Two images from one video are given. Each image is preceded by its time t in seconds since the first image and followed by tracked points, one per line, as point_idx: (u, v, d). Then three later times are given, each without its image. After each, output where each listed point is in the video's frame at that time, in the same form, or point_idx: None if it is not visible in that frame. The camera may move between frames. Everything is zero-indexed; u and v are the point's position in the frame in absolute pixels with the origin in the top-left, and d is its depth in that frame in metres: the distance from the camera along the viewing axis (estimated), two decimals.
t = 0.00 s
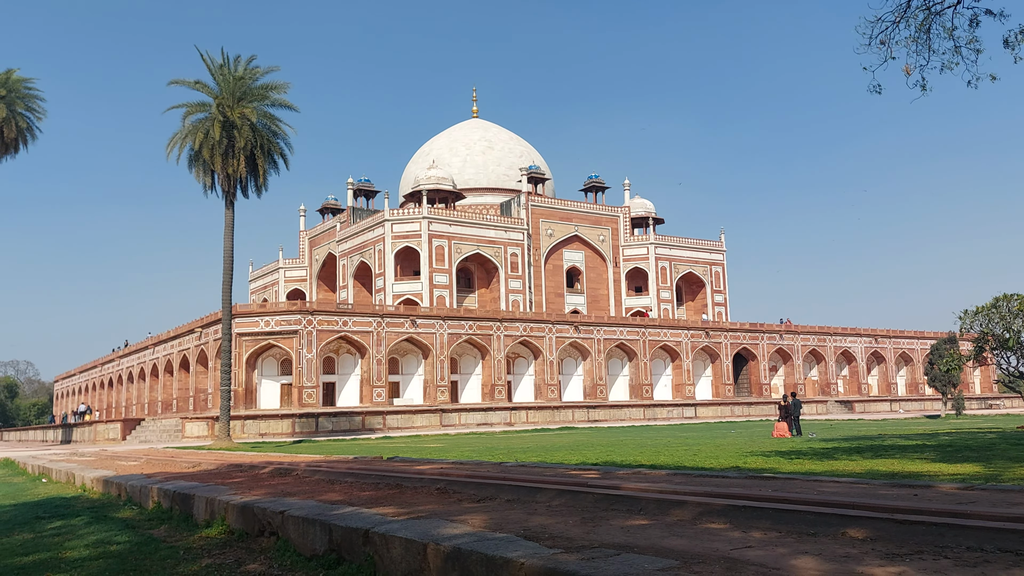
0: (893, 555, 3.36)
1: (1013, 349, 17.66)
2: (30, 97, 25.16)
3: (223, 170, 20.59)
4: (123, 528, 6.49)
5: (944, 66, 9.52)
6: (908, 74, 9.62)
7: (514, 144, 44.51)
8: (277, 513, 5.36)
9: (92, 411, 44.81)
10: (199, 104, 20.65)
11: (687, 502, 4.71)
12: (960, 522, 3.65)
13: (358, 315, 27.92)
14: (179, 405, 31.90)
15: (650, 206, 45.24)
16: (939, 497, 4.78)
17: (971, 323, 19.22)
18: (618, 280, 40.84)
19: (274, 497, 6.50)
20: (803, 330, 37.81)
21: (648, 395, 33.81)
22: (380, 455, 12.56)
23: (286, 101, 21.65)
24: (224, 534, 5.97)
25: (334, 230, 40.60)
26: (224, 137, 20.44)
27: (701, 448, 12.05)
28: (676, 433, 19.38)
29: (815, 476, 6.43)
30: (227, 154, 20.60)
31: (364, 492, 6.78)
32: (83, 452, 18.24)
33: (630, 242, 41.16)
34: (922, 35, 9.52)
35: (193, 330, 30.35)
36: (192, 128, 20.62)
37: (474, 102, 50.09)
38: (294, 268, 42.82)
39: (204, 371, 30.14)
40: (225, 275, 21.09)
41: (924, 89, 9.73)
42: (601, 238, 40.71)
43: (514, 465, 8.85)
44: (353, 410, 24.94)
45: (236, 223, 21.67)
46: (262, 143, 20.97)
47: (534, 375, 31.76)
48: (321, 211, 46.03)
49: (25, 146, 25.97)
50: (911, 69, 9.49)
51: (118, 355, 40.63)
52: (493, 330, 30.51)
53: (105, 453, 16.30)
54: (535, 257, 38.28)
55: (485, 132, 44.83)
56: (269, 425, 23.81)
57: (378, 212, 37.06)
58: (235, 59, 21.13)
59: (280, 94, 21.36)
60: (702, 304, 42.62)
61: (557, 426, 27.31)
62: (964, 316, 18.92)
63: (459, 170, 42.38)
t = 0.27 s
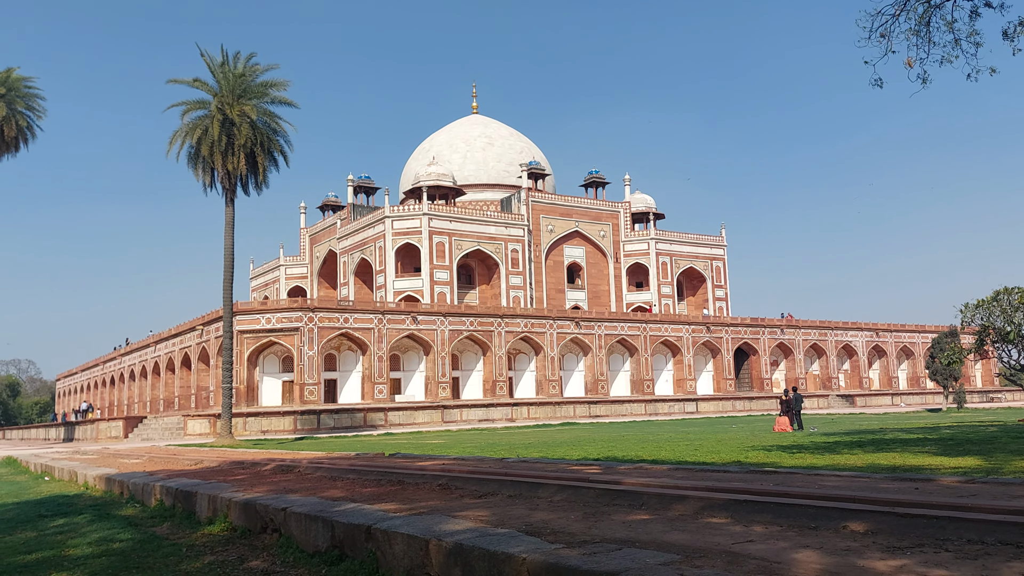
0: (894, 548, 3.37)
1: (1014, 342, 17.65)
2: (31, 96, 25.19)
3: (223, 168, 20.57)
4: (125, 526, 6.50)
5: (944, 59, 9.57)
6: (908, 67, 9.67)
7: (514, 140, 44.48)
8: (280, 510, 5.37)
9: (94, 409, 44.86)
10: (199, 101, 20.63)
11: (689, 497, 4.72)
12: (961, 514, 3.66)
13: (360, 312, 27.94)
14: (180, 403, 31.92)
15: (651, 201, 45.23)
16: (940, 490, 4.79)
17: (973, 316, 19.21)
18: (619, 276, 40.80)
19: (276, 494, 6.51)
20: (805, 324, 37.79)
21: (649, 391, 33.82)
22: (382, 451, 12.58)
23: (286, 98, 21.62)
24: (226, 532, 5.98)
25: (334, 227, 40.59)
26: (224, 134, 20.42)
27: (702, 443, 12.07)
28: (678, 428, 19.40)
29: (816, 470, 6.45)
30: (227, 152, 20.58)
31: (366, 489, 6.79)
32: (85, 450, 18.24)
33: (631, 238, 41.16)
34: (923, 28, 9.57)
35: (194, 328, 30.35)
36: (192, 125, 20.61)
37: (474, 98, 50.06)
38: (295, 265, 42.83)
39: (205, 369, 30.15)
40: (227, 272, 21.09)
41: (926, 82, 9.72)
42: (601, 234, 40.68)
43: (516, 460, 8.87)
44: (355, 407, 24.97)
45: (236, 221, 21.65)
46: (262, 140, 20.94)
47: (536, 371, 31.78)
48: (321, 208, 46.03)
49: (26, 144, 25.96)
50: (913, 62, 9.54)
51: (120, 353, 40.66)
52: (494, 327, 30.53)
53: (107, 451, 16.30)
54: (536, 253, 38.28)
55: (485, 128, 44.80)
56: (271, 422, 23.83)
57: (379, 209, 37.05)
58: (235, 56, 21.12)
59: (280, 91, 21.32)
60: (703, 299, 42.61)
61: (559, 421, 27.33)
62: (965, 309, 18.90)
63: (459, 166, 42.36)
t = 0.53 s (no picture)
0: (895, 547, 3.37)
1: (1016, 340, 17.65)
2: (33, 97, 25.21)
3: (223, 168, 20.58)
4: (129, 527, 6.52)
5: (945, 56, 9.37)
6: (909, 64, 9.51)
7: (515, 139, 44.47)
8: (282, 511, 5.38)
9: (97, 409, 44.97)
10: (200, 102, 20.65)
11: (690, 496, 4.73)
12: (962, 513, 3.66)
13: (361, 312, 27.97)
14: (182, 403, 31.98)
15: (652, 200, 45.21)
16: (941, 489, 4.80)
17: (974, 314, 19.21)
18: (620, 274, 40.80)
19: (278, 494, 6.52)
20: (806, 322, 37.78)
21: (651, 389, 33.83)
22: (384, 451, 12.60)
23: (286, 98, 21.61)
24: (229, 532, 6.00)
25: (335, 227, 40.62)
26: (225, 135, 20.44)
27: (704, 441, 12.07)
28: (679, 426, 19.42)
29: (818, 468, 6.46)
30: (227, 152, 20.60)
31: (369, 489, 6.81)
32: (88, 451, 18.27)
33: (632, 236, 41.15)
34: (923, 27, 9.55)
35: (196, 327, 30.40)
36: (192, 126, 20.63)
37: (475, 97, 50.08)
38: (296, 265, 42.88)
39: (207, 368, 30.20)
40: (227, 273, 21.11)
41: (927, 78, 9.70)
42: (602, 232, 40.67)
43: (518, 460, 8.88)
44: (356, 406, 24.99)
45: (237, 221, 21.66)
46: (263, 141, 20.95)
47: (537, 370, 31.80)
48: (322, 207, 46.08)
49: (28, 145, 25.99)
50: (912, 56, 9.38)
51: (122, 353, 40.74)
52: (495, 326, 30.55)
53: (109, 452, 16.32)
54: (537, 252, 38.28)
55: (486, 127, 44.81)
56: (273, 422, 23.86)
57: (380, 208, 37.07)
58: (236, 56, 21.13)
59: (281, 92, 21.32)
60: (705, 297, 42.61)
61: (560, 420, 27.34)
62: (966, 307, 18.88)
63: (460, 165, 42.38)
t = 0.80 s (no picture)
0: (895, 547, 3.38)
1: (1017, 339, 17.66)
2: (35, 98, 25.24)
3: (224, 169, 20.59)
4: (130, 527, 6.53)
5: (946, 56, 9.46)
6: (910, 63, 9.58)
7: (515, 139, 44.49)
8: (283, 511, 5.39)
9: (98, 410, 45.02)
10: (201, 103, 20.67)
11: (691, 496, 4.73)
12: (963, 513, 3.67)
13: (362, 312, 27.98)
14: (183, 403, 32.01)
15: (652, 200, 45.20)
16: (942, 489, 4.80)
17: (975, 314, 19.20)
18: (620, 274, 40.80)
19: (279, 494, 6.53)
20: (807, 322, 37.77)
21: (651, 389, 33.82)
22: (384, 451, 12.62)
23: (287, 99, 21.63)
24: (231, 532, 6.01)
25: (336, 227, 40.65)
26: (226, 135, 20.46)
27: (704, 441, 12.06)
28: (680, 426, 19.41)
29: (819, 468, 6.46)
30: (228, 153, 20.61)
31: (370, 489, 6.82)
32: (89, 451, 18.29)
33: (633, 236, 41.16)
34: (924, 26, 9.57)
35: (197, 328, 30.42)
36: (193, 127, 20.65)
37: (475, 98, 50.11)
38: (297, 265, 42.90)
39: (208, 369, 30.23)
40: (228, 273, 21.12)
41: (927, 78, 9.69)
42: (603, 232, 40.66)
43: (518, 460, 8.88)
44: (357, 407, 24.98)
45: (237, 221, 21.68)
46: (263, 141, 20.97)
47: (538, 370, 31.81)
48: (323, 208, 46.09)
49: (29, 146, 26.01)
50: (913, 57, 9.47)
51: (123, 354, 40.76)
52: (496, 326, 30.54)
53: (110, 452, 16.32)
54: (538, 252, 38.29)
55: (486, 127, 44.82)
56: (274, 422, 23.88)
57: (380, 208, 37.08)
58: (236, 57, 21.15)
59: (281, 93, 21.34)
60: (705, 296, 42.61)
61: (561, 420, 27.34)
62: (967, 307, 18.88)
63: (460, 166, 42.40)
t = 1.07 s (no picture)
0: (897, 545, 3.37)
1: (1018, 338, 17.66)
2: (35, 97, 25.25)
3: (224, 167, 20.60)
4: (131, 525, 6.53)
5: (949, 55, 9.48)
6: (913, 63, 9.57)
7: (516, 138, 44.48)
8: (284, 510, 5.38)
9: (99, 409, 45.02)
10: (201, 102, 20.67)
11: (691, 495, 4.73)
12: (964, 512, 3.66)
13: (362, 311, 27.99)
14: (184, 402, 32.01)
15: (653, 199, 45.19)
16: (943, 487, 4.80)
17: (976, 313, 19.19)
18: (621, 273, 40.81)
19: (279, 493, 6.53)
20: (807, 321, 37.76)
21: (652, 388, 33.81)
22: (385, 450, 12.63)
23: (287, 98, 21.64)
24: (231, 531, 6.01)
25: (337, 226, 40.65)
26: (226, 134, 20.45)
27: (705, 440, 12.05)
28: (681, 425, 19.41)
29: (819, 467, 6.47)
30: (228, 152, 20.60)
31: (370, 487, 6.83)
32: (90, 450, 18.28)
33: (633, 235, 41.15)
34: (926, 25, 9.56)
35: (197, 327, 30.43)
36: (194, 125, 20.64)
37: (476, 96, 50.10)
38: (297, 264, 42.91)
39: (208, 368, 30.23)
40: (228, 272, 21.11)
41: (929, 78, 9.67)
42: (603, 232, 40.66)
43: (519, 459, 8.87)
44: (358, 405, 24.97)
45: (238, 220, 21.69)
46: (264, 140, 20.98)
47: (539, 369, 31.80)
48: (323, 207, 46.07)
49: (30, 145, 26.02)
50: (916, 56, 9.46)
51: (123, 352, 40.76)
52: (496, 325, 30.53)
53: (110, 451, 16.32)
54: (538, 251, 38.29)
55: (487, 126, 44.82)
56: (274, 421, 23.89)
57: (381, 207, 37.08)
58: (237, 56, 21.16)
59: (282, 92, 21.34)
60: (706, 296, 42.61)
61: (561, 419, 27.34)
62: (968, 306, 18.88)
63: (461, 165, 42.38)
